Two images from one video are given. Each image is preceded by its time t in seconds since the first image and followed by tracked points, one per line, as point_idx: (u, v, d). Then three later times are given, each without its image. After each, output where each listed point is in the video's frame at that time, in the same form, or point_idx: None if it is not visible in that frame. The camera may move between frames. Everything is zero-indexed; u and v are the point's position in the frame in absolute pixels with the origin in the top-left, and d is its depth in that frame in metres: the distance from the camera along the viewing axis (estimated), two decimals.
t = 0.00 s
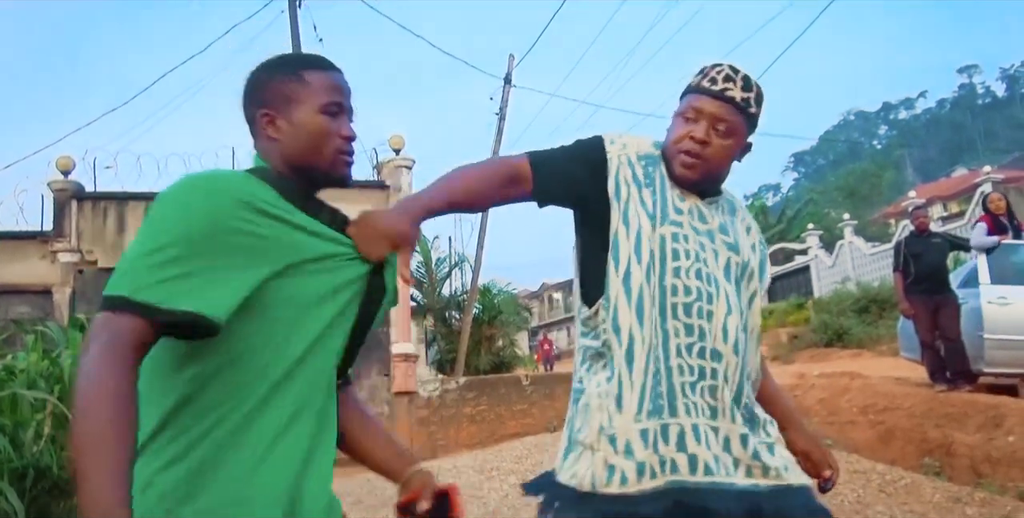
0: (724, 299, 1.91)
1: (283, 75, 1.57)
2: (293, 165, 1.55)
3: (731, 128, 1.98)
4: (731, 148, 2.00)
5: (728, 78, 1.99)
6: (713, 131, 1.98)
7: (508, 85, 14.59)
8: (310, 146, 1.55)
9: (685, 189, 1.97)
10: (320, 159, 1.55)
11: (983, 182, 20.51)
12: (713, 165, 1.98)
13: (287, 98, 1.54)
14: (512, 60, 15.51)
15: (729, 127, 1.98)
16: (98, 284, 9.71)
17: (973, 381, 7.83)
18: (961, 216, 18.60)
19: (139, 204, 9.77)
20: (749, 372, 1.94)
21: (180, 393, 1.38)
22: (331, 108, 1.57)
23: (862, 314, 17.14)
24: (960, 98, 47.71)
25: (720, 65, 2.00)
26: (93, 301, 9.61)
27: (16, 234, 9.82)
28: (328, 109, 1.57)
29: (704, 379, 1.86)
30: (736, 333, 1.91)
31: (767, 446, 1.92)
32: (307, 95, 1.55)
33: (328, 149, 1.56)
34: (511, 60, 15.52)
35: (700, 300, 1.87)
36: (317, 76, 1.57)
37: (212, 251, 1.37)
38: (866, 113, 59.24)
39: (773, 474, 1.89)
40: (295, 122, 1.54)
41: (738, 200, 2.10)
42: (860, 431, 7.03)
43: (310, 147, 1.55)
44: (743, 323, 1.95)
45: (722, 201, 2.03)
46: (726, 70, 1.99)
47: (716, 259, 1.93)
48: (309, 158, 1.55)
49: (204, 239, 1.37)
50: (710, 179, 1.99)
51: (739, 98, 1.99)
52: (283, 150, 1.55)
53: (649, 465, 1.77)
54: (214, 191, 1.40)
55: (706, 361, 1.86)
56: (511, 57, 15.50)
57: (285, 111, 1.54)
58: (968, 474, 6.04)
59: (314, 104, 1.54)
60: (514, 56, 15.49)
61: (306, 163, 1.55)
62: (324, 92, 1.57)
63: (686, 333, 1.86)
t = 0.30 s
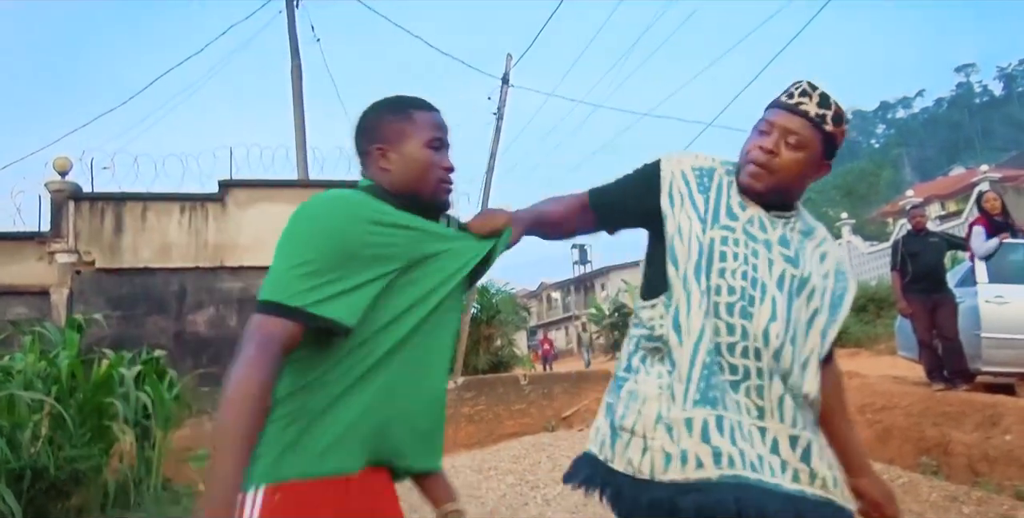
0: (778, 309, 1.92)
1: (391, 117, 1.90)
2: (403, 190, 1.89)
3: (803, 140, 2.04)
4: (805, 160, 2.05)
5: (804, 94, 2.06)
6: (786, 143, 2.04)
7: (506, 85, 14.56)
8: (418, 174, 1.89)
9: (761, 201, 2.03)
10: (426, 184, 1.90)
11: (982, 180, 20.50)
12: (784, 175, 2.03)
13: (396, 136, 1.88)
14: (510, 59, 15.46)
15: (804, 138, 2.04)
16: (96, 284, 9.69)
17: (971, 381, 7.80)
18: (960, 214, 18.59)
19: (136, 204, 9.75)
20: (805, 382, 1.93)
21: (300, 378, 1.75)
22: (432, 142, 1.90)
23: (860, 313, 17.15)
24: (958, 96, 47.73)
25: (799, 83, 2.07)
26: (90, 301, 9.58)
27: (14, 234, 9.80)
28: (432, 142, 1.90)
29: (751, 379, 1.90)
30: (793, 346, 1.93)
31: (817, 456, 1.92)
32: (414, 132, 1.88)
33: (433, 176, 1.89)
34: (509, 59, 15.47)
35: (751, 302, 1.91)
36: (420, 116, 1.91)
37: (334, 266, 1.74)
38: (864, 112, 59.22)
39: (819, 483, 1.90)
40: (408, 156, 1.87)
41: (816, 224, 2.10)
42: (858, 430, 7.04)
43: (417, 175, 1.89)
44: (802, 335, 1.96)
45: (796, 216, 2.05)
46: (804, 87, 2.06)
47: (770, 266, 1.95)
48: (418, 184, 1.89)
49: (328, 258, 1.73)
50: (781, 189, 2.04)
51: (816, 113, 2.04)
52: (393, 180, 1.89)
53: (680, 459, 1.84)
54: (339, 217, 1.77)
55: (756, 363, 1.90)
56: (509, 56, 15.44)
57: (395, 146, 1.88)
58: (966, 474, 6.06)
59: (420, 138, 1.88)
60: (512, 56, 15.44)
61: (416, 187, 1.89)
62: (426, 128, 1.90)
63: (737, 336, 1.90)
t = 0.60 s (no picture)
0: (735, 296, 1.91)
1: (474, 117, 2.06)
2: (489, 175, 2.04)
3: (725, 122, 2.04)
4: (735, 140, 2.04)
5: (722, 81, 2.09)
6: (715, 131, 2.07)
7: (486, 84, 14.55)
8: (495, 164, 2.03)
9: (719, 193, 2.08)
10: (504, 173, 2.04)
11: (956, 182, 20.77)
12: (717, 161, 2.05)
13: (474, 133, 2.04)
14: (490, 58, 15.44)
15: (730, 121, 2.04)
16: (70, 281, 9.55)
17: (943, 380, 7.90)
18: (933, 215, 18.82)
19: (112, 199, 9.70)
20: (776, 367, 1.88)
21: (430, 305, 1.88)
22: (505, 137, 2.04)
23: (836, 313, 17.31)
24: (933, 99, 48.28)
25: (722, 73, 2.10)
26: (63, 300, 9.26)
27: None
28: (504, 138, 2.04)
29: (715, 371, 1.89)
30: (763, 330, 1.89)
31: (802, 441, 1.85)
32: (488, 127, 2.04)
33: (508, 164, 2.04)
34: (489, 58, 15.44)
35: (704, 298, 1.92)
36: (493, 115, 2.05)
37: (440, 214, 1.87)
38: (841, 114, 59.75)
39: (800, 468, 1.84)
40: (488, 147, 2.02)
41: (792, 196, 2.01)
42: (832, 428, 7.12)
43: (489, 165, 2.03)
44: (772, 319, 1.90)
45: (754, 197, 2.04)
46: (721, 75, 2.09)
47: (724, 258, 1.94)
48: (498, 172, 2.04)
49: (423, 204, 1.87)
50: (718, 175, 2.05)
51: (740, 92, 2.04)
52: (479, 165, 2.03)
53: (678, 465, 1.86)
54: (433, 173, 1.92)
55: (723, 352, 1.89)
56: (489, 55, 15.41)
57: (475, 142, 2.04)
58: (935, 470, 6.16)
59: (494, 133, 2.03)
60: (491, 55, 15.41)
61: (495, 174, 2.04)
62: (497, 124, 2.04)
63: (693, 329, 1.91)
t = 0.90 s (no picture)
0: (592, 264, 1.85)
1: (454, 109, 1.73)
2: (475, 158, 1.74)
3: (614, 111, 1.87)
4: (622, 130, 1.87)
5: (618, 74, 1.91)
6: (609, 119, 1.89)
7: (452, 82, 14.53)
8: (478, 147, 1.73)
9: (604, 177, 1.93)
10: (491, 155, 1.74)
11: (914, 184, 21.26)
12: (607, 150, 1.89)
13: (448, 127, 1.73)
14: (456, 57, 15.43)
15: (622, 110, 1.87)
16: (25, 278, 9.34)
17: (898, 378, 8.05)
18: (890, 217, 19.25)
19: (69, 195, 9.43)
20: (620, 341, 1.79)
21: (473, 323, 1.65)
22: (472, 130, 1.71)
23: (796, 312, 17.60)
24: (892, 103, 49.26)
25: (621, 64, 1.92)
26: (19, 297, 9.23)
27: None
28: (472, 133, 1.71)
29: (558, 339, 1.84)
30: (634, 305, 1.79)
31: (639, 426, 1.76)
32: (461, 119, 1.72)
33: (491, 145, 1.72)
34: (455, 57, 15.43)
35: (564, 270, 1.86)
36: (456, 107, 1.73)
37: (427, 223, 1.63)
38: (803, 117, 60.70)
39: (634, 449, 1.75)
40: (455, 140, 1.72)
41: (670, 189, 1.85)
42: (791, 425, 7.23)
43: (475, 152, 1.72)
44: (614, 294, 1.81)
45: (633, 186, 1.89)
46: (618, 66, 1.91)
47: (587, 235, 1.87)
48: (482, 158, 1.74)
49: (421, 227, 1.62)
50: (607, 162, 1.90)
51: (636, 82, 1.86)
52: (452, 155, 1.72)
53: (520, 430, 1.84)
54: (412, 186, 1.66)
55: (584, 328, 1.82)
56: (455, 54, 15.40)
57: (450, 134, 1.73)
58: (890, 466, 6.29)
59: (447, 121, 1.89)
60: (457, 53, 15.40)
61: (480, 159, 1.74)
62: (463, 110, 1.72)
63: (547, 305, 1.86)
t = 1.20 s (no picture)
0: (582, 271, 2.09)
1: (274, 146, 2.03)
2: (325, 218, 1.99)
3: (623, 132, 2.14)
4: (631, 147, 2.13)
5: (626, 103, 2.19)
6: (620, 141, 2.16)
7: (431, 80, 14.49)
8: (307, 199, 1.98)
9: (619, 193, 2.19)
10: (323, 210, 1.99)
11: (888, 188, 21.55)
12: (618, 169, 2.15)
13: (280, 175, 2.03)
14: (434, 54, 15.35)
15: (629, 129, 2.13)
16: None
17: (869, 379, 8.16)
18: (863, 220, 19.48)
19: (40, 189, 9.33)
20: (595, 331, 2.01)
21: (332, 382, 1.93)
22: (296, 152, 1.95)
23: (770, 313, 17.81)
24: (867, 108, 49.88)
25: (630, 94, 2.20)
26: None
27: None
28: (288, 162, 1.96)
29: (553, 335, 2.07)
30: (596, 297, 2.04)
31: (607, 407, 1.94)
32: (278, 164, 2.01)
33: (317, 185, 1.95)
34: (433, 54, 15.35)
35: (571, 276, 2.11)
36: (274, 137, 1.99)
37: (263, 298, 1.89)
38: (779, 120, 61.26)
39: (603, 434, 1.93)
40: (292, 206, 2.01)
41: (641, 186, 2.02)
42: (764, 426, 7.27)
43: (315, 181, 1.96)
44: (608, 284, 2.04)
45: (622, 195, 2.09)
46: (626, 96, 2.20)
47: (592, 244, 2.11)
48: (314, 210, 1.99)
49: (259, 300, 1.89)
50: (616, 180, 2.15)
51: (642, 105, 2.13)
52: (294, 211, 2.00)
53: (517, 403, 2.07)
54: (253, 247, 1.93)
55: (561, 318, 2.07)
56: (433, 52, 15.32)
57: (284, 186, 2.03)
58: (861, 465, 6.35)
59: (288, 150, 1.95)
60: (435, 51, 15.32)
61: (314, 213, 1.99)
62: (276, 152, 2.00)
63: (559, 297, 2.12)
